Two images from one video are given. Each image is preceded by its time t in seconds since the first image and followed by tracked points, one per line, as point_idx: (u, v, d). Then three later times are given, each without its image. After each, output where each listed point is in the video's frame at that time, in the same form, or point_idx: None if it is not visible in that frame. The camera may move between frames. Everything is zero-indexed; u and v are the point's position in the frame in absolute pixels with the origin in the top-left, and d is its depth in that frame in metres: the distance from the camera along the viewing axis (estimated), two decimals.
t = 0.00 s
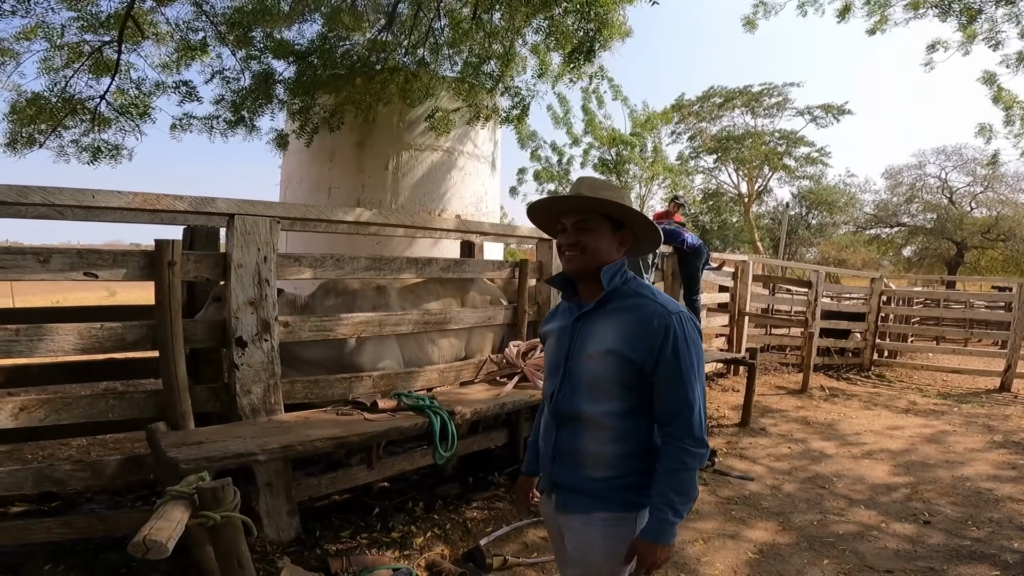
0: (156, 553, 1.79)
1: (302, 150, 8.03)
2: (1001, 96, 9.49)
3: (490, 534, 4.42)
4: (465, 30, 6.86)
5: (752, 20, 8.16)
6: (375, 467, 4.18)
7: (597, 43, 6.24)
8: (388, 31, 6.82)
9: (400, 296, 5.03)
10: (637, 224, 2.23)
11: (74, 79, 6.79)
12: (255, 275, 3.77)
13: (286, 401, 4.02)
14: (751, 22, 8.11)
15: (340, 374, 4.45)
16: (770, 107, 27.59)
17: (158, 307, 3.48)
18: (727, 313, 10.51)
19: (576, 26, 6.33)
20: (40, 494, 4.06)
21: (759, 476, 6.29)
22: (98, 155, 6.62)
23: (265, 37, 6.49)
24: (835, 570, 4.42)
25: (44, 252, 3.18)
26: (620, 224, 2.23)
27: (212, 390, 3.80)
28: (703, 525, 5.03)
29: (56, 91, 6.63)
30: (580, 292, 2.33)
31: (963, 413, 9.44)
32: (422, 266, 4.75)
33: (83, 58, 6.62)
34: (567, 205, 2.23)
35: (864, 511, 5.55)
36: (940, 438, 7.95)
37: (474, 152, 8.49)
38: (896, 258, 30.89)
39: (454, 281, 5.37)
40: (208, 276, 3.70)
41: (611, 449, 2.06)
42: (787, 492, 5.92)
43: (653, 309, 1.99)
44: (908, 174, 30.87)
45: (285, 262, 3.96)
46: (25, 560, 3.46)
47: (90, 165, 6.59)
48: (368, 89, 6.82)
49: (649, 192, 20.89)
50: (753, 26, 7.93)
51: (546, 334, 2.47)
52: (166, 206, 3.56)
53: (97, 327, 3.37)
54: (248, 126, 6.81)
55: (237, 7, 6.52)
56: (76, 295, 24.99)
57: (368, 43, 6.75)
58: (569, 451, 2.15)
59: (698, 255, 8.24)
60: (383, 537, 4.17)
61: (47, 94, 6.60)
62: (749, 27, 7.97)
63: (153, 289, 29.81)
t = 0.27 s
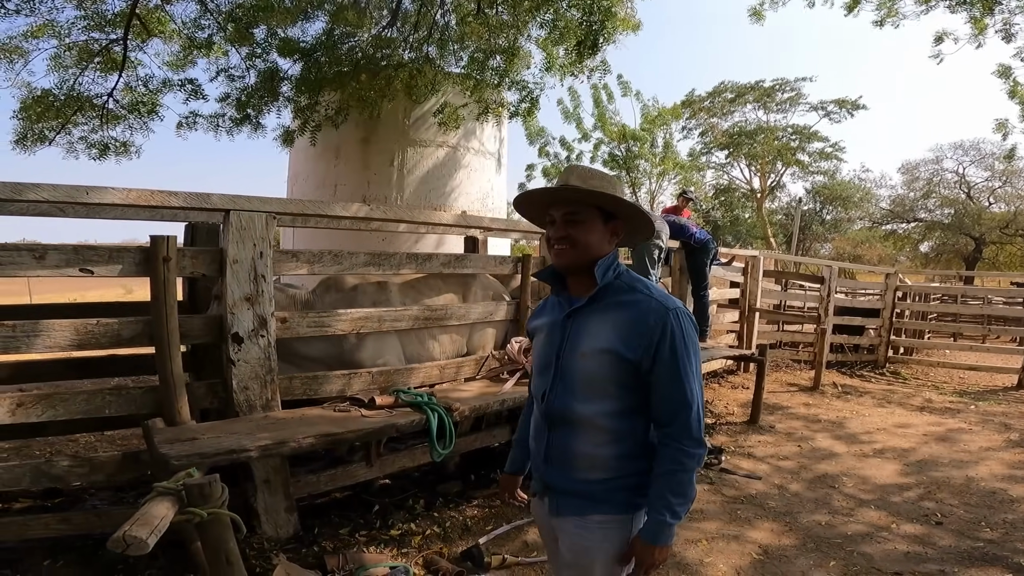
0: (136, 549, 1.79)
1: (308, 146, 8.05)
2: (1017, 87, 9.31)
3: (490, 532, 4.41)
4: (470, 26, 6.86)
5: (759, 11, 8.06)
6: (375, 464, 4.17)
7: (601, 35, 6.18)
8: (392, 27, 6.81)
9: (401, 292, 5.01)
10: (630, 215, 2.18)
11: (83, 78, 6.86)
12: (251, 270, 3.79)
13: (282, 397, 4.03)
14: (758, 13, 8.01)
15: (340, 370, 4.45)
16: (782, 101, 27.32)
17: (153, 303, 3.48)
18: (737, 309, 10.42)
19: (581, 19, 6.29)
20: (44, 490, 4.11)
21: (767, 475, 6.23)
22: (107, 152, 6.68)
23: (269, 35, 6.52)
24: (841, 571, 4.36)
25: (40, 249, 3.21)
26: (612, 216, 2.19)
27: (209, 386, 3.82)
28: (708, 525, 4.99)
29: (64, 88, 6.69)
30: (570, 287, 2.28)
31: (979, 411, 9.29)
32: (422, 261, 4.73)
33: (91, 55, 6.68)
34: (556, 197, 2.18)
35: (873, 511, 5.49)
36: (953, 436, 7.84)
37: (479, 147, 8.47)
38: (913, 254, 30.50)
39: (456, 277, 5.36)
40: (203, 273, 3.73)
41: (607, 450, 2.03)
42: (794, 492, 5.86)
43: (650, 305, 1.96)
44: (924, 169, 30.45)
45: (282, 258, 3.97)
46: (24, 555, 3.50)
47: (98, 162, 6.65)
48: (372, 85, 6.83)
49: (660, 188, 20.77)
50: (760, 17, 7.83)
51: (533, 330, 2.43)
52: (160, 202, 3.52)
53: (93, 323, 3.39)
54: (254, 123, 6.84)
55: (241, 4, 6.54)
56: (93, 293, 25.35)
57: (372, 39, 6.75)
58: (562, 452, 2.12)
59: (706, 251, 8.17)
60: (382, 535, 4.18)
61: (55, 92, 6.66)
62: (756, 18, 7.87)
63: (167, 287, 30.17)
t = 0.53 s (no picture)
0: (86, 553, 1.96)
1: (305, 145, 8.04)
2: None
3: (476, 538, 4.37)
4: (465, 24, 6.82)
5: (760, 9, 7.99)
6: (360, 467, 4.13)
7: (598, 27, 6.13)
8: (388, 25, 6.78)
9: (389, 294, 4.97)
10: (604, 215, 2.10)
11: (80, 76, 6.88)
12: (229, 272, 3.71)
13: (264, 399, 3.97)
14: (758, 11, 7.93)
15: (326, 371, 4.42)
16: (787, 101, 27.19)
17: (128, 305, 3.44)
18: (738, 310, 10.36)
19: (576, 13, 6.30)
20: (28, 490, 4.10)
21: (763, 481, 6.18)
22: (102, 150, 6.68)
23: (265, 33, 6.59)
24: None
25: (10, 250, 3.14)
26: (585, 217, 2.10)
27: (187, 388, 3.72)
28: (699, 532, 4.95)
29: (61, 86, 6.70)
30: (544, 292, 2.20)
31: (983, 414, 9.19)
32: (409, 262, 4.69)
33: (87, 54, 6.70)
34: (526, 198, 2.10)
35: (869, 518, 5.43)
36: (955, 441, 7.75)
37: (477, 147, 8.44)
38: (920, 254, 30.30)
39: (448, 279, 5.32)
40: (180, 274, 3.65)
41: (582, 463, 1.96)
42: (789, 497, 5.81)
43: (626, 312, 1.88)
44: (932, 169, 30.24)
45: (263, 258, 3.91)
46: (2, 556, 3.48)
47: (94, 160, 6.66)
48: (367, 85, 6.82)
49: (664, 187, 20.70)
50: (760, 15, 7.76)
51: (505, 335, 2.34)
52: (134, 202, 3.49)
53: (66, 325, 3.33)
54: (249, 121, 6.84)
55: (235, 3, 6.60)
56: (99, 292, 25.52)
57: (368, 38, 6.73)
58: (536, 465, 2.05)
59: (705, 251, 8.14)
60: (366, 539, 4.17)
61: (51, 90, 6.68)
62: (756, 16, 7.80)
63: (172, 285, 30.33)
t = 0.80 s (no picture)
0: (61, 558, 1.98)
1: (306, 146, 8.05)
2: None
3: (468, 542, 4.39)
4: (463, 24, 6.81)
5: (760, 9, 7.96)
6: (353, 471, 4.11)
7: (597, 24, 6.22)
8: (386, 25, 6.77)
9: (384, 298, 4.96)
10: (581, 225, 2.08)
11: (81, 77, 6.90)
12: (216, 277, 3.70)
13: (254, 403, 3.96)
14: (758, 11, 7.89)
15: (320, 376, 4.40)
16: (793, 100, 27.08)
17: (114, 310, 3.44)
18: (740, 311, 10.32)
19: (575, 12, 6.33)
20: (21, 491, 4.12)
21: (761, 486, 6.16)
22: (103, 151, 6.71)
23: (263, 34, 6.59)
24: None
25: None
26: (562, 227, 2.08)
27: (177, 393, 3.72)
28: (695, 537, 4.94)
29: (62, 87, 6.74)
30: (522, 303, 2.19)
31: (987, 417, 9.13)
32: (402, 265, 4.68)
33: (88, 55, 6.72)
34: (501, 208, 2.08)
35: (867, 523, 5.40)
36: (957, 444, 7.71)
37: (478, 148, 8.43)
38: (928, 254, 30.12)
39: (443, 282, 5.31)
40: (169, 279, 3.62)
41: (559, 477, 1.95)
42: (786, 502, 5.79)
43: (602, 325, 1.86)
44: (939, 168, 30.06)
45: (251, 263, 3.92)
46: None
47: (95, 161, 6.69)
48: (366, 86, 6.83)
49: (668, 187, 20.65)
50: (761, 15, 7.73)
51: (486, 346, 2.33)
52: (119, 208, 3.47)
53: (54, 330, 3.33)
54: (250, 122, 6.84)
55: (233, 5, 6.59)
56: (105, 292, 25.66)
57: (368, 38, 6.73)
58: (515, 480, 2.03)
59: (706, 251, 8.12)
60: (357, 542, 4.18)
61: (52, 92, 6.71)
62: (757, 16, 7.77)
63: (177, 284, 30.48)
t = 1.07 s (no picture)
0: (42, 558, 2.00)
1: (308, 144, 8.04)
2: None
3: (468, 544, 4.36)
4: (465, 21, 6.79)
5: (766, 7, 7.90)
6: (351, 471, 4.09)
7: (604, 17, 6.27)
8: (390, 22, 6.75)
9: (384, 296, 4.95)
10: (580, 215, 2.06)
11: (85, 76, 6.92)
12: (212, 273, 3.70)
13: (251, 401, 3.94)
14: (764, 10, 7.83)
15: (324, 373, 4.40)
16: (799, 99, 26.97)
17: (109, 306, 3.44)
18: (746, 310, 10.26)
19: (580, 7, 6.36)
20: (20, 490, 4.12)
21: (767, 487, 6.11)
22: (108, 149, 6.72)
23: (267, 31, 6.61)
24: None
25: None
26: (560, 217, 2.06)
27: (172, 390, 3.72)
28: (698, 539, 4.90)
29: (66, 86, 6.76)
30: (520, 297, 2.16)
31: (997, 417, 9.04)
32: (403, 262, 4.65)
33: (93, 53, 6.74)
34: (498, 198, 2.06)
35: (873, 525, 5.34)
36: (966, 446, 7.63)
37: (481, 146, 8.42)
38: (936, 254, 29.93)
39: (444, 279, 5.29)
40: (163, 275, 3.62)
41: (559, 478, 1.92)
42: (790, 504, 5.74)
43: (603, 322, 1.83)
44: (948, 168, 29.88)
45: (249, 259, 3.90)
46: None
47: (100, 159, 6.70)
48: (369, 83, 6.82)
49: (673, 186, 20.58)
50: (766, 14, 7.67)
51: (484, 343, 2.31)
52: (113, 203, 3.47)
53: (47, 326, 3.33)
54: (253, 118, 6.85)
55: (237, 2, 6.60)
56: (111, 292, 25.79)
57: (370, 35, 6.71)
58: (514, 481, 2.01)
59: (711, 247, 8.09)
60: (355, 543, 4.17)
61: (57, 90, 6.73)
62: (762, 15, 7.72)
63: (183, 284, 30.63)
